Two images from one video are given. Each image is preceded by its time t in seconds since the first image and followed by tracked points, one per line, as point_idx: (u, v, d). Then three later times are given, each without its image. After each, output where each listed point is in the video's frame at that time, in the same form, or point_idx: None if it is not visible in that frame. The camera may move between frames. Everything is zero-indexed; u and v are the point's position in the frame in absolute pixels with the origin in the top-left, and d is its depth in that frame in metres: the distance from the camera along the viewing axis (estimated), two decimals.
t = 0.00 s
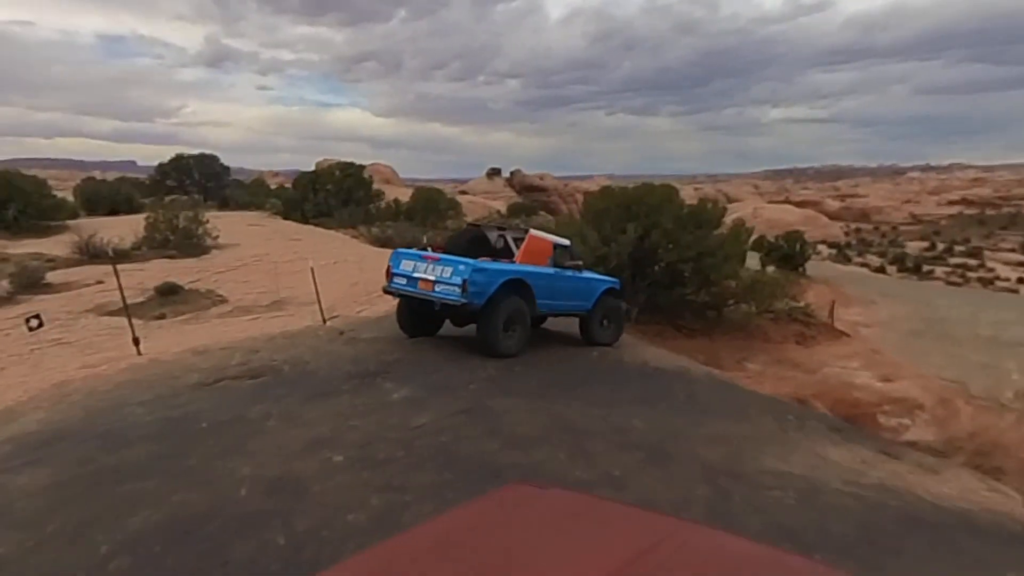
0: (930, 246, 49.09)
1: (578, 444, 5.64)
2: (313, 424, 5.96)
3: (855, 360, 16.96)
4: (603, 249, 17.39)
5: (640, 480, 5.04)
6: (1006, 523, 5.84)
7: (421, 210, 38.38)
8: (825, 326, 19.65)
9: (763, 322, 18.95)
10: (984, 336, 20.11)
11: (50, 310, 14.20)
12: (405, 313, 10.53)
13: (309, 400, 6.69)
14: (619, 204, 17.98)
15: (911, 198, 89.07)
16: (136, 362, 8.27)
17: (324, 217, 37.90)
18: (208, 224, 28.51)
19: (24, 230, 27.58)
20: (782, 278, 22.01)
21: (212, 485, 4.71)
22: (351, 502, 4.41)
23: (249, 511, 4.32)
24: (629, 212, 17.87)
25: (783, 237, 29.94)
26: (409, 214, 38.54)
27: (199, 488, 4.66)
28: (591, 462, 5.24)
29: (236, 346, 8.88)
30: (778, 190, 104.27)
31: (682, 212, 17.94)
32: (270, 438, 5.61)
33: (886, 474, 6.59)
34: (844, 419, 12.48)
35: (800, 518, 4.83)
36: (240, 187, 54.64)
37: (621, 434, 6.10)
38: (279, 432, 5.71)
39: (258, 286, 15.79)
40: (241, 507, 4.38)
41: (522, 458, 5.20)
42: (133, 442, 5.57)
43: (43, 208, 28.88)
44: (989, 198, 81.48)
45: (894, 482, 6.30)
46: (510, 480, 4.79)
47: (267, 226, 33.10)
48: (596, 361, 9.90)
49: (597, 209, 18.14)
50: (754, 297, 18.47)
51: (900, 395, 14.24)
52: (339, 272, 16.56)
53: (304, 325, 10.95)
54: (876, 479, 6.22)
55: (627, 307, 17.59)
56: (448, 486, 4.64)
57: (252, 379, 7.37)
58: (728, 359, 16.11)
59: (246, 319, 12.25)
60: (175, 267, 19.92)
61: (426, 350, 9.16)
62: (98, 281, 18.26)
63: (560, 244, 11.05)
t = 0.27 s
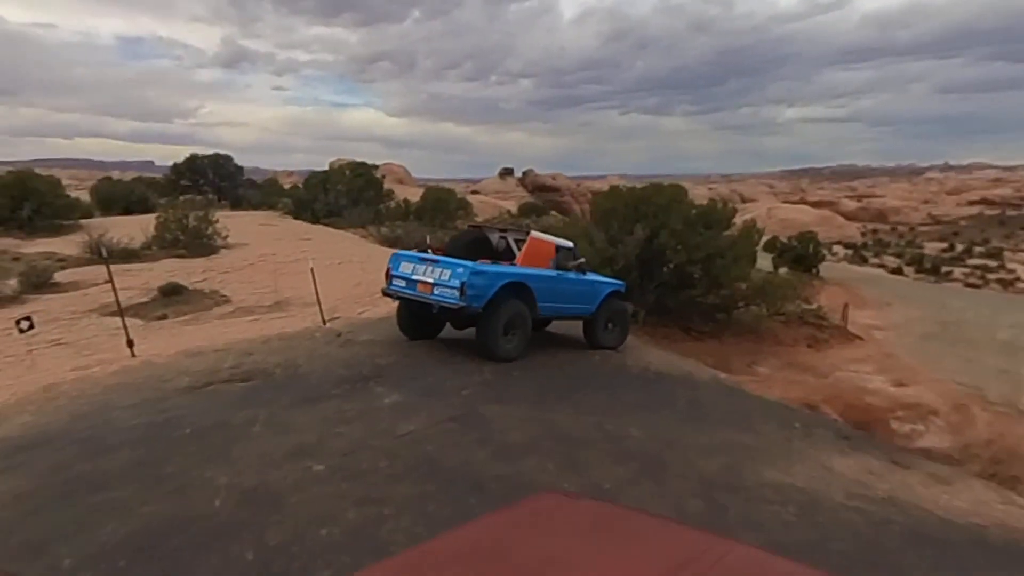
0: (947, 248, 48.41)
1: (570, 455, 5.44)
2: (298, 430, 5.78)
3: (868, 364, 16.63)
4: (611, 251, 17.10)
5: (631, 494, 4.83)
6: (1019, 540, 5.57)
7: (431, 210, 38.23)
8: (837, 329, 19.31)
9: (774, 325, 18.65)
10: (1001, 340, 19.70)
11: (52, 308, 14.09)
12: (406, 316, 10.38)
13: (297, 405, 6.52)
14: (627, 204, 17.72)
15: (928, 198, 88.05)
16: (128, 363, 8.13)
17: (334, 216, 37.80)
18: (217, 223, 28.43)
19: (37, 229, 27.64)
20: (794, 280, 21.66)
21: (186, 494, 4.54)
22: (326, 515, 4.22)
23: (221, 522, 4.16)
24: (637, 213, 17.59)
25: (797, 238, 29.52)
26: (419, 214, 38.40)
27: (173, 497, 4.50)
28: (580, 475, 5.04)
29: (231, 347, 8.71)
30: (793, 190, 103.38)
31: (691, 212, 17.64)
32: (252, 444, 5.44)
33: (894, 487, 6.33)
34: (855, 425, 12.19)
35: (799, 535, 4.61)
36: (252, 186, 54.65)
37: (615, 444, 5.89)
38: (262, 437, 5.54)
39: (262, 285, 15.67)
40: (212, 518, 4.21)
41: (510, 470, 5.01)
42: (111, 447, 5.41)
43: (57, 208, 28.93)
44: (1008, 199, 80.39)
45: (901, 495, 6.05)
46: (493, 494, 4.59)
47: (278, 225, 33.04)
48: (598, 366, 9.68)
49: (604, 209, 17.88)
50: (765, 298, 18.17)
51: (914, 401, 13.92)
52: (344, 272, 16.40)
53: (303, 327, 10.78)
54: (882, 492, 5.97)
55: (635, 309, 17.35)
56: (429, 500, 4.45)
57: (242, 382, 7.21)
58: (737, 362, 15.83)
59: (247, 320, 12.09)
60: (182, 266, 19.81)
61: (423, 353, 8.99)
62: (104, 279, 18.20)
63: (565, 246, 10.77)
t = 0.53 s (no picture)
0: (957, 248, 48.02)
1: (565, 464, 5.29)
2: (288, 436, 5.63)
3: (876, 367, 16.42)
4: (614, 252, 17.01)
5: (627, 506, 4.69)
6: None
7: (437, 211, 38.10)
8: (844, 331, 19.09)
9: (780, 327, 18.44)
10: (1011, 342, 19.44)
11: (51, 308, 13.96)
12: (407, 317, 10.25)
13: (289, 410, 6.39)
14: (630, 205, 17.45)
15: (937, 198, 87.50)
16: (122, 365, 8.02)
17: (339, 217, 37.69)
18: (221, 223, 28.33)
19: (43, 228, 27.58)
20: (801, 281, 21.44)
21: (168, 504, 4.39)
22: (310, 527, 4.09)
23: (202, 535, 4.03)
24: (640, 213, 17.39)
25: (803, 239, 29.26)
26: (425, 215, 38.28)
27: (154, 507, 4.37)
28: (575, 486, 4.89)
29: (226, 350, 8.57)
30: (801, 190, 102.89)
31: (695, 212, 17.43)
32: (240, 451, 5.30)
33: (900, 497, 6.16)
34: (862, 430, 12.00)
35: (801, 550, 4.46)
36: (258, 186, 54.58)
37: (612, 453, 5.74)
38: (251, 443, 5.41)
39: (263, 286, 15.57)
40: (193, 529, 4.08)
41: (503, 480, 4.86)
42: (96, 455, 5.26)
43: (63, 207, 28.84)
44: (1018, 199, 79.81)
45: (908, 506, 5.87)
46: (484, 506, 4.45)
47: (282, 225, 32.98)
48: (600, 370, 9.52)
49: (607, 209, 17.67)
50: (770, 300, 17.97)
51: (922, 405, 13.71)
52: (346, 274, 16.24)
53: (301, 329, 10.63)
54: (888, 502, 5.80)
55: (639, 311, 17.17)
56: (419, 512, 4.32)
57: (235, 385, 7.09)
58: (742, 365, 15.64)
59: (246, 321, 11.94)
60: (184, 266, 19.68)
61: (421, 356, 8.85)
62: (105, 279, 18.14)
63: (567, 248, 10.60)
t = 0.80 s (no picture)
0: (962, 249, 47.78)
1: (554, 471, 5.18)
2: (273, 439, 5.52)
3: (878, 368, 16.26)
4: (614, 252, 16.90)
5: (616, 514, 4.57)
6: None
7: (439, 211, 38.03)
8: (847, 332, 18.93)
9: (782, 328, 18.29)
10: (1015, 344, 19.24)
11: (48, 308, 13.88)
12: (404, 318, 10.15)
13: (277, 412, 6.27)
14: (630, 205, 17.25)
15: (942, 199, 87.18)
16: (111, 367, 7.92)
17: (341, 217, 37.62)
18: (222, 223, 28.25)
19: (44, 228, 27.53)
20: (803, 282, 21.26)
21: (146, 510, 4.29)
22: (289, 535, 3.97)
23: (177, 542, 3.92)
24: (640, 214, 17.24)
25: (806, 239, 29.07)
26: (426, 215, 38.22)
27: (131, 514, 4.26)
28: (563, 493, 4.77)
29: (218, 351, 8.46)
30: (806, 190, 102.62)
31: (697, 212, 17.27)
32: (224, 454, 5.19)
33: (899, 503, 6.03)
34: (863, 433, 11.86)
35: (794, 559, 4.34)
36: (262, 186, 54.53)
37: (604, 458, 5.62)
38: (235, 448, 5.30)
39: (261, 286, 15.47)
40: (169, 537, 3.97)
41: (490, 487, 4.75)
42: (78, 459, 5.15)
43: (65, 207, 28.79)
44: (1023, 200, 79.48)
45: (906, 513, 5.75)
46: (468, 513, 4.34)
47: (284, 225, 32.89)
48: (596, 373, 9.39)
49: (607, 209, 17.52)
50: (772, 300, 17.83)
51: (925, 407, 13.56)
52: (345, 274, 16.14)
53: (297, 330, 10.52)
54: (886, 509, 5.67)
55: (639, 312, 17.04)
56: (400, 519, 4.20)
57: (224, 387, 6.98)
58: (744, 366, 15.50)
59: (242, 321, 11.84)
60: (183, 266, 19.59)
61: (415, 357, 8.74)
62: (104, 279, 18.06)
63: (565, 250, 10.52)
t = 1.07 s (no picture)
0: (967, 249, 47.52)
1: (543, 475, 5.08)
2: (259, 441, 5.44)
3: (880, 369, 16.14)
4: (614, 252, 16.79)
5: (604, 520, 4.47)
6: None
7: (441, 211, 37.95)
8: (849, 333, 18.80)
9: (783, 328, 18.17)
10: (1019, 345, 19.09)
11: (45, 308, 13.81)
12: (404, 318, 10.08)
13: (265, 414, 6.19)
14: (630, 204, 17.14)
15: (947, 198, 86.82)
16: (102, 367, 7.84)
17: (344, 217, 37.56)
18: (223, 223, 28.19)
19: (46, 228, 27.53)
20: (806, 282, 21.12)
21: (124, 515, 4.21)
22: (266, 541, 3.88)
23: (152, 548, 3.83)
24: (640, 214, 17.12)
25: (809, 239, 28.91)
26: (429, 215, 38.15)
27: (108, 518, 4.17)
28: (550, 498, 4.67)
29: (211, 351, 8.38)
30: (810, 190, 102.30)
31: (697, 212, 17.15)
32: (208, 456, 5.10)
33: (896, 508, 5.91)
34: (864, 436, 11.73)
35: (786, 566, 4.23)
36: (264, 186, 54.48)
37: (595, 462, 5.52)
38: (219, 450, 5.22)
39: (259, 285, 15.38)
40: (144, 543, 3.88)
41: (475, 492, 4.65)
42: (60, 461, 5.07)
43: (66, 207, 28.78)
44: None
45: (903, 518, 5.63)
46: (451, 519, 4.25)
47: (285, 225, 32.82)
48: (593, 374, 9.29)
49: (607, 209, 17.41)
50: (773, 300, 17.71)
51: (927, 409, 13.42)
52: (344, 274, 16.06)
53: (292, 331, 10.44)
54: (882, 515, 5.56)
55: (639, 312, 16.94)
56: (382, 525, 4.10)
57: (213, 388, 6.89)
58: (744, 367, 15.37)
59: (238, 322, 11.76)
60: (182, 266, 19.52)
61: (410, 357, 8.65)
62: (103, 278, 18.00)
63: (565, 250, 10.39)
